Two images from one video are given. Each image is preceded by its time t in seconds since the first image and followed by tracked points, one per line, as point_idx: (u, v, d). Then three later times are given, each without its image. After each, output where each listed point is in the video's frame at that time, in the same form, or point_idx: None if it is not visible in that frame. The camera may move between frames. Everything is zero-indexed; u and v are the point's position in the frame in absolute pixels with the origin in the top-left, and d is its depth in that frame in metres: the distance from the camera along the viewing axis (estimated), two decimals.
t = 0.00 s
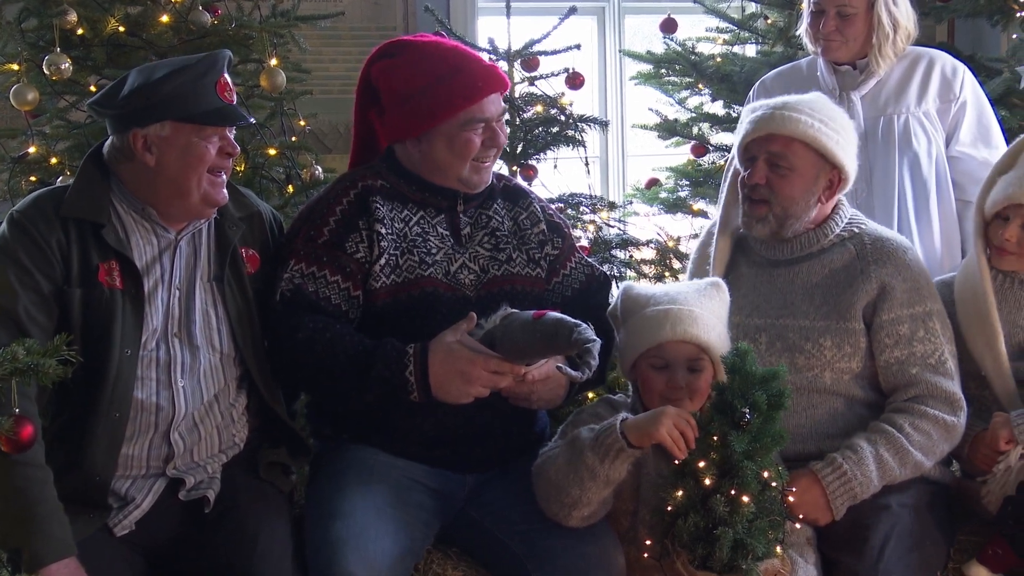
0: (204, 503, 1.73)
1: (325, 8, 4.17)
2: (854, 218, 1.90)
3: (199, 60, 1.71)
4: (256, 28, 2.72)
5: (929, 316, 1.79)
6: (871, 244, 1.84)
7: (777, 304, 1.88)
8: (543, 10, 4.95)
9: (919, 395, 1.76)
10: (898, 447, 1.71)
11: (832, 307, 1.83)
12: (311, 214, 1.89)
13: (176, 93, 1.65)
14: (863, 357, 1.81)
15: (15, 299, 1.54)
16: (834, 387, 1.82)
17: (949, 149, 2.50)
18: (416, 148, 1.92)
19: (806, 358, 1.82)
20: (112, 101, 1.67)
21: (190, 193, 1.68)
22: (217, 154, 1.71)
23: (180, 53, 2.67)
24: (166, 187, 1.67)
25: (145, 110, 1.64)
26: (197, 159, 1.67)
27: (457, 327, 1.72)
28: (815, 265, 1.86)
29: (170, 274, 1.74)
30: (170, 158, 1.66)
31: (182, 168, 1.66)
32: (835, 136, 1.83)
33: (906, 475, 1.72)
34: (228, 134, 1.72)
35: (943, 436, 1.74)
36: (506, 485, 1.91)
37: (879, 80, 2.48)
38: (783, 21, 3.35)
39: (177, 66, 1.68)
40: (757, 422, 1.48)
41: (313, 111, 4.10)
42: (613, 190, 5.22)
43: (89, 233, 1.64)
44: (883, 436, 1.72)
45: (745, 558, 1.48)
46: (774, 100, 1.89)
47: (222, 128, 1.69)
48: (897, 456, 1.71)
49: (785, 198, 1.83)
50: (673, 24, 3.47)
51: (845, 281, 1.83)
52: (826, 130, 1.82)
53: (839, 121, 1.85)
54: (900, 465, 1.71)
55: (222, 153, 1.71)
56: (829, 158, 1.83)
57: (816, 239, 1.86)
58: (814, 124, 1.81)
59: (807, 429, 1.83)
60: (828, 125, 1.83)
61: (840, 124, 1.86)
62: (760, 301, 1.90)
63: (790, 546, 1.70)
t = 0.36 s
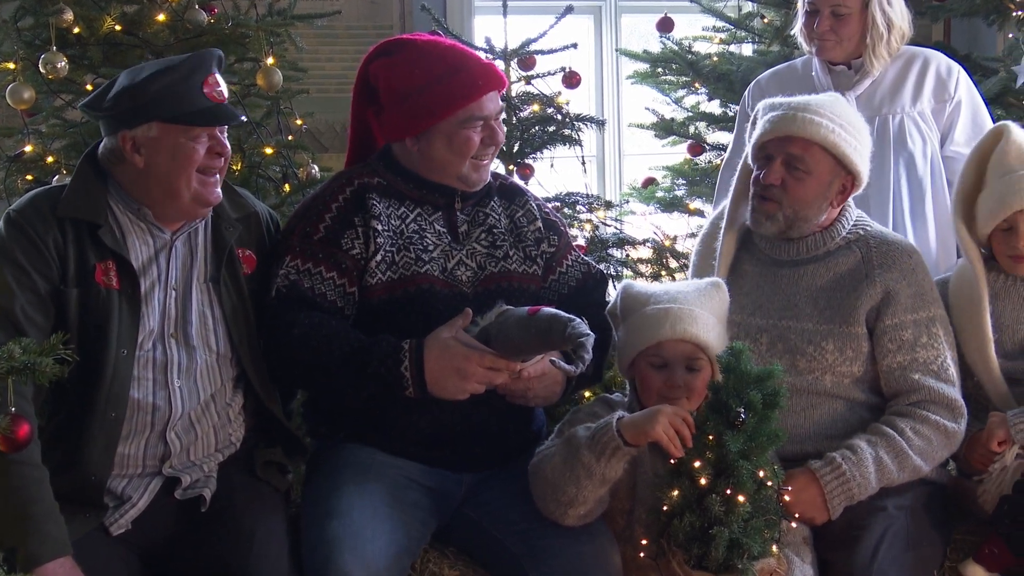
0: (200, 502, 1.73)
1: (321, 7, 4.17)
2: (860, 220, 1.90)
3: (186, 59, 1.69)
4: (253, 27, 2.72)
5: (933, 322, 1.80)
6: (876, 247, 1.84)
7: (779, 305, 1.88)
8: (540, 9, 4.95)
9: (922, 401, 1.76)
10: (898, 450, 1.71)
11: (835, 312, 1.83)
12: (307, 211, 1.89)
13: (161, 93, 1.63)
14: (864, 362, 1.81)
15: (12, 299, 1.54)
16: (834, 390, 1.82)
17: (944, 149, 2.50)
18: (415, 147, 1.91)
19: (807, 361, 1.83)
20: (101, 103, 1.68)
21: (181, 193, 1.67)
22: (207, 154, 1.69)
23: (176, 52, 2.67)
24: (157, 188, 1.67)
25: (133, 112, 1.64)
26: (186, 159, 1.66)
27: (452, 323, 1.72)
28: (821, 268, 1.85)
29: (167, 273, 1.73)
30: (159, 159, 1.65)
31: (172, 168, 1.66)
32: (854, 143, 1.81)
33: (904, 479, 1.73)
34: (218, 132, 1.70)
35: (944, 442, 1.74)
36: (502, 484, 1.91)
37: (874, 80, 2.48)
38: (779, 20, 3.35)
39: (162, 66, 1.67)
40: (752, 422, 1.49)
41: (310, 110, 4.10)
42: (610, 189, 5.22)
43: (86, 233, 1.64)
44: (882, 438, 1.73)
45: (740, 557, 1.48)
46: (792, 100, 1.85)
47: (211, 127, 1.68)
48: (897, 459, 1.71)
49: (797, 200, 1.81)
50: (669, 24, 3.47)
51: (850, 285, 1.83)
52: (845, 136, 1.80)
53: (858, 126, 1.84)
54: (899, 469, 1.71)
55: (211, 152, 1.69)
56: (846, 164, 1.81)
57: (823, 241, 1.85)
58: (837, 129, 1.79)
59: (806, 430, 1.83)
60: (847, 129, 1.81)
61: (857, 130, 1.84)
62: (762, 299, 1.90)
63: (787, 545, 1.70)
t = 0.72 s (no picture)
0: (197, 501, 1.73)
1: (318, 6, 4.16)
2: (857, 220, 1.90)
3: (171, 60, 1.69)
4: (249, 26, 2.72)
5: (930, 321, 1.80)
6: (874, 248, 1.84)
7: (775, 305, 1.88)
8: (536, 8, 4.95)
9: (919, 402, 1.75)
10: (894, 450, 1.71)
11: (830, 314, 1.83)
12: (305, 208, 1.89)
13: (138, 94, 1.64)
14: (861, 362, 1.82)
15: (9, 298, 1.53)
16: (829, 391, 1.82)
17: (940, 149, 2.52)
18: (415, 146, 1.91)
19: (803, 361, 1.83)
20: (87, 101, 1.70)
21: (158, 195, 1.67)
22: (187, 157, 1.67)
23: (173, 51, 2.68)
24: (137, 187, 1.67)
25: (114, 111, 1.65)
26: (163, 160, 1.65)
27: (449, 321, 1.71)
28: (818, 269, 1.86)
29: (163, 271, 1.73)
30: (138, 160, 1.65)
31: (149, 170, 1.65)
32: (856, 137, 1.85)
33: (899, 478, 1.73)
34: (200, 136, 1.68)
35: (941, 443, 1.74)
36: (499, 483, 1.91)
37: (870, 80, 2.48)
38: (775, 19, 3.36)
39: (142, 67, 1.66)
40: (749, 421, 1.48)
41: (306, 109, 4.10)
42: (606, 188, 5.22)
43: (82, 231, 1.64)
44: (878, 438, 1.73)
45: (737, 557, 1.49)
46: (790, 99, 1.85)
47: (191, 130, 1.66)
48: (893, 459, 1.71)
49: (810, 196, 1.82)
50: (666, 23, 3.47)
51: (847, 285, 1.83)
52: (849, 131, 1.83)
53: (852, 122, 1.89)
54: (895, 469, 1.71)
55: (191, 155, 1.67)
56: (851, 157, 1.84)
57: (822, 241, 1.86)
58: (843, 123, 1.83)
59: (801, 430, 1.83)
60: (849, 125, 1.84)
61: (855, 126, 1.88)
62: (759, 299, 1.91)
63: (783, 544, 1.71)
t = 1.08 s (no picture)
0: (193, 500, 1.73)
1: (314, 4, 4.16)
2: (859, 216, 1.90)
3: (170, 61, 1.68)
4: (246, 24, 2.72)
5: (930, 320, 1.80)
6: (874, 245, 1.84)
7: (774, 298, 1.89)
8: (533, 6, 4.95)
9: (918, 401, 1.75)
10: (891, 449, 1.71)
11: (829, 308, 1.83)
12: (303, 208, 1.89)
13: (135, 96, 1.64)
14: (859, 358, 1.82)
15: (5, 297, 1.53)
16: (827, 387, 1.82)
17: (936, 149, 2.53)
18: (412, 145, 1.91)
19: (800, 355, 1.83)
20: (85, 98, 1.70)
21: (152, 196, 1.67)
22: (181, 160, 1.67)
23: (169, 49, 2.68)
24: (132, 188, 1.67)
25: (111, 112, 1.65)
26: (158, 163, 1.65)
27: (447, 320, 1.71)
28: (818, 263, 1.86)
29: (160, 270, 1.73)
30: (133, 161, 1.65)
31: (145, 172, 1.65)
32: (856, 134, 1.83)
33: (896, 477, 1.73)
34: (196, 141, 1.68)
35: (938, 442, 1.74)
36: (496, 482, 1.91)
37: (867, 79, 2.49)
38: (772, 18, 3.36)
39: (140, 68, 1.66)
40: (745, 419, 1.48)
41: (303, 107, 4.09)
42: (603, 187, 5.22)
43: (78, 230, 1.64)
44: (876, 436, 1.73)
45: (733, 556, 1.50)
46: (795, 92, 1.86)
47: (187, 134, 1.66)
48: (890, 457, 1.71)
49: (802, 190, 1.82)
50: (663, 21, 3.47)
51: (846, 281, 1.83)
52: (847, 126, 1.82)
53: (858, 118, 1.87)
54: (892, 466, 1.71)
55: (187, 158, 1.67)
56: (848, 154, 1.83)
57: (822, 235, 1.86)
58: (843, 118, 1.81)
59: (799, 428, 1.83)
60: (848, 121, 1.83)
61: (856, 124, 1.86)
62: (758, 292, 1.91)
63: (780, 542, 1.71)
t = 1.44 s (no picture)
0: (189, 498, 1.73)
1: (311, 2, 4.16)
2: (868, 210, 1.82)
3: (165, 59, 1.68)
4: (242, 23, 2.73)
5: (928, 324, 1.72)
6: (873, 243, 1.77)
7: (773, 288, 1.87)
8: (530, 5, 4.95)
9: (918, 406, 1.71)
10: (888, 452, 1.69)
11: (820, 302, 1.79)
12: (300, 207, 1.89)
13: (131, 94, 1.64)
14: (850, 356, 1.78)
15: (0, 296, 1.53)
16: (815, 386, 1.80)
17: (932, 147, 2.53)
18: (409, 144, 1.91)
19: (787, 348, 1.82)
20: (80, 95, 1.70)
21: (147, 195, 1.67)
22: (177, 158, 1.67)
23: (166, 47, 2.67)
24: (127, 186, 1.67)
25: (106, 109, 1.65)
26: (153, 160, 1.65)
27: (443, 319, 1.71)
28: (814, 255, 1.82)
29: (156, 269, 1.73)
30: (125, 159, 1.66)
31: (139, 169, 1.65)
32: (820, 126, 1.77)
33: (893, 479, 1.71)
34: (191, 138, 1.68)
35: (939, 447, 1.70)
36: (492, 480, 1.91)
37: (863, 78, 2.49)
38: (769, 17, 3.37)
39: (136, 66, 1.66)
40: (741, 417, 1.49)
41: (299, 105, 4.09)
42: (599, 186, 5.22)
43: (74, 229, 1.64)
44: (875, 440, 1.71)
45: (729, 553, 1.48)
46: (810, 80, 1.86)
47: (182, 132, 1.66)
48: (887, 461, 1.69)
49: (764, 178, 1.86)
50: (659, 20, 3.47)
51: (842, 278, 1.78)
52: (806, 117, 1.78)
53: (841, 117, 1.77)
54: (890, 471, 1.69)
55: (182, 156, 1.67)
56: (806, 147, 1.78)
57: (818, 228, 1.81)
58: (804, 112, 1.79)
59: (792, 427, 1.83)
60: (818, 112, 1.78)
61: (838, 117, 1.78)
62: (754, 284, 1.92)
63: (777, 541, 1.71)
